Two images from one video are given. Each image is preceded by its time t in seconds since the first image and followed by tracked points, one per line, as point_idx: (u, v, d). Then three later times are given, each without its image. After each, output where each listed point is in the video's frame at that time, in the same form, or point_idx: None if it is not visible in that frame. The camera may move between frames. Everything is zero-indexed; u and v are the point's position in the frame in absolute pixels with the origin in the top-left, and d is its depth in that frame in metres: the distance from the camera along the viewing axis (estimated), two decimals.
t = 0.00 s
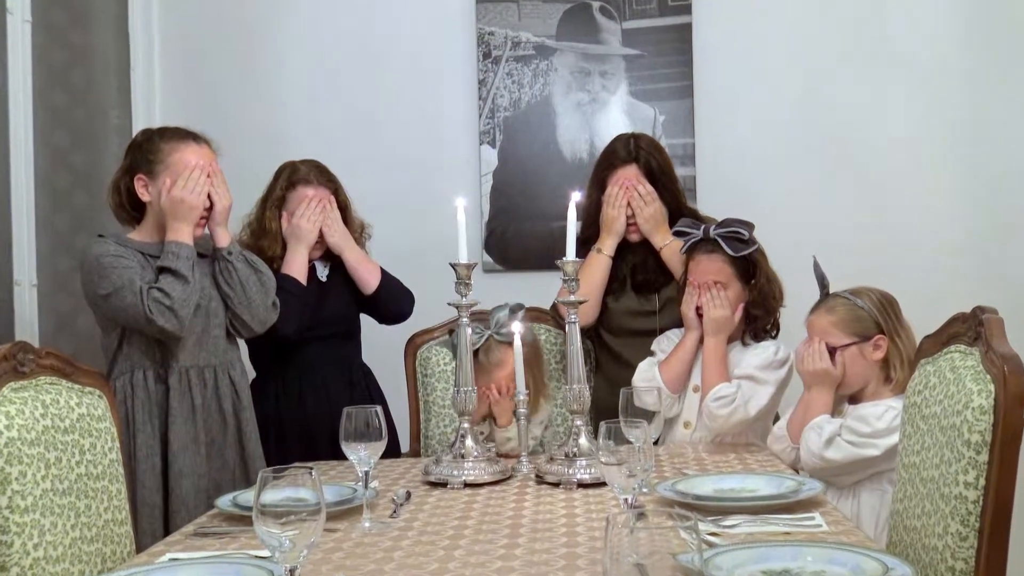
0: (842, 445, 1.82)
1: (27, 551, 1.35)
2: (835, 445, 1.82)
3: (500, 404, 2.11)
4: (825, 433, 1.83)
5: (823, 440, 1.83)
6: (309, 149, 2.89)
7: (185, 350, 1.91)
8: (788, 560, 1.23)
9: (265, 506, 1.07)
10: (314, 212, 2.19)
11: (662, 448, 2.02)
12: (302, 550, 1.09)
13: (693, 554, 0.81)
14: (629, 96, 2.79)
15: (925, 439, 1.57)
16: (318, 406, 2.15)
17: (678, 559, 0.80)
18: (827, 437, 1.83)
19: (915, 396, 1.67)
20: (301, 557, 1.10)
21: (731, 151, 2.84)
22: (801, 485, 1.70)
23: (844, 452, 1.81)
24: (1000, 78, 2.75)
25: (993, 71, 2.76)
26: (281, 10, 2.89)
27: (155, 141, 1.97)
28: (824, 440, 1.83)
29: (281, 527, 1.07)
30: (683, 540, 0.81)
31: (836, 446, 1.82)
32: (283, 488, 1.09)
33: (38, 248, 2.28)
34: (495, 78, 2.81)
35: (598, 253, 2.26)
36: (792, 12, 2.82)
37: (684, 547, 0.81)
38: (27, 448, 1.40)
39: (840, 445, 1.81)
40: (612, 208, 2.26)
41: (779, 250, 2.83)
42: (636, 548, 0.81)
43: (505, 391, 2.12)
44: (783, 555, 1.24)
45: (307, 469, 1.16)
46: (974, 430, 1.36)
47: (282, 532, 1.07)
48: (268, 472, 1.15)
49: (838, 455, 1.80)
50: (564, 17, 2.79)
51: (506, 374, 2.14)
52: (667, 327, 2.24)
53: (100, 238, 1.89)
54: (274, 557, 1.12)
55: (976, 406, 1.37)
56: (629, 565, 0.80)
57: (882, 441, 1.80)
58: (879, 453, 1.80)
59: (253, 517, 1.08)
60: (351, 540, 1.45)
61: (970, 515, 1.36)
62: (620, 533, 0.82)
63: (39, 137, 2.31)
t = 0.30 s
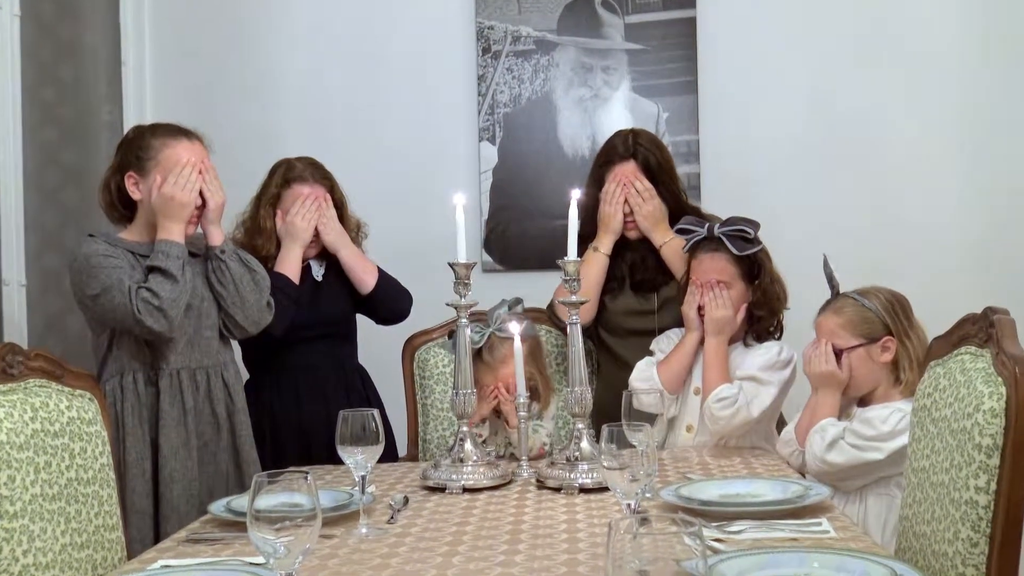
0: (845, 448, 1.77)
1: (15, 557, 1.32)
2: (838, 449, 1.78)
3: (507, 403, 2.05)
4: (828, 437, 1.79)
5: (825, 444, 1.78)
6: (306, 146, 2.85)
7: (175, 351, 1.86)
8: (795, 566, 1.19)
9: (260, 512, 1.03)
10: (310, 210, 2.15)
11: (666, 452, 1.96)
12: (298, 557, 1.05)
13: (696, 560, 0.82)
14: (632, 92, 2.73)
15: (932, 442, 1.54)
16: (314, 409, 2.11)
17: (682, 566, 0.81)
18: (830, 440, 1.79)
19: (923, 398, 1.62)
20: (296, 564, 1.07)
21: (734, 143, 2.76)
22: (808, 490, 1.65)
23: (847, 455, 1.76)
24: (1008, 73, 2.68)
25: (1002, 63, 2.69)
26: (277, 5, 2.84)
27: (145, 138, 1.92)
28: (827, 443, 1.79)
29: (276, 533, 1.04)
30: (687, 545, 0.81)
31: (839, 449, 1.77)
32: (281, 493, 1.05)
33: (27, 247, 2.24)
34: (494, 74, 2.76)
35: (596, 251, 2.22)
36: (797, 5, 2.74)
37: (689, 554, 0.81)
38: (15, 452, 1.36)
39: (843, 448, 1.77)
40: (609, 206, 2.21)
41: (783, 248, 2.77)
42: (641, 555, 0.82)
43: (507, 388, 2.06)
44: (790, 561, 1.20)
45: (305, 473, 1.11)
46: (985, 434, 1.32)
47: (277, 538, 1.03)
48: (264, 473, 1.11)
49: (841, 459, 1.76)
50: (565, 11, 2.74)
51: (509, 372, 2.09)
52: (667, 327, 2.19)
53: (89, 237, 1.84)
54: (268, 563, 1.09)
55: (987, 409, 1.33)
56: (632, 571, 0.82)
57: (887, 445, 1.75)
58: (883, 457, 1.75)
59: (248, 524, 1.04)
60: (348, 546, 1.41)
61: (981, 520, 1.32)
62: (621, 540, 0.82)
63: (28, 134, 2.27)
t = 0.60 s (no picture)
0: (842, 453, 1.72)
1: None
2: (835, 453, 1.73)
3: (503, 406, 1.99)
4: (825, 441, 1.74)
5: (822, 448, 1.74)
6: (302, 141, 2.79)
7: (164, 352, 1.81)
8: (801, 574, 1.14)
9: (252, 516, 1.01)
10: (305, 210, 2.09)
11: (669, 457, 1.91)
12: (290, 562, 1.04)
13: (698, 567, 0.82)
14: (635, 87, 2.68)
15: (944, 447, 1.47)
16: (309, 412, 2.06)
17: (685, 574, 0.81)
18: (827, 445, 1.74)
19: (932, 402, 1.57)
20: (289, 570, 1.05)
21: (736, 140, 2.71)
22: (815, 496, 1.60)
23: (844, 460, 1.71)
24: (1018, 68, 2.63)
25: (1012, 58, 2.63)
26: None
27: (134, 134, 1.88)
28: (824, 447, 1.74)
29: (269, 539, 1.02)
30: (691, 552, 0.81)
31: (836, 454, 1.72)
32: (275, 496, 1.04)
33: (14, 245, 2.20)
34: (494, 68, 2.72)
35: (591, 248, 2.13)
36: None
37: (692, 562, 0.81)
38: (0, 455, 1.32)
39: (839, 452, 1.72)
40: (606, 201, 2.14)
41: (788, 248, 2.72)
42: (643, 563, 0.80)
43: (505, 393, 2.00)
44: (796, 568, 1.16)
45: (299, 476, 1.10)
46: (997, 438, 1.28)
47: (270, 543, 1.01)
48: (257, 478, 1.10)
49: (837, 464, 1.71)
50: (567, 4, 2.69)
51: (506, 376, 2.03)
52: (667, 328, 2.12)
53: (75, 235, 1.80)
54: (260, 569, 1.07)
55: (999, 412, 1.29)
56: None
57: (883, 451, 1.69)
58: (881, 462, 1.70)
59: (240, 529, 1.02)
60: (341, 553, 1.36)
61: (992, 527, 1.27)
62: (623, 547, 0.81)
63: (16, 130, 2.22)
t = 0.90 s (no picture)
0: (860, 456, 1.67)
1: None
2: (853, 457, 1.67)
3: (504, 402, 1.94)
4: (842, 445, 1.68)
5: (839, 452, 1.68)
6: (298, 136, 2.74)
7: (153, 353, 1.77)
8: None
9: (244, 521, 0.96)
10: (302, 208, 2.05)
11: (673, 460, 1.86)
12: (285, 569, 1.00)
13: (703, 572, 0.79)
14: (638, 80, 2.63)
15: (954, 449, 1.44)
16: (304, 413, 2.01)
17: None
18: (844, 449, 1.67)
19: (943, 403, 1.52)
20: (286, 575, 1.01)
21: (740, 136, 2.66)
22: (824, 499, 1.56)
23: (863, 464, 1.66)
24: None
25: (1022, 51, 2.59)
26: None
27: (122, 129, 1.83)
28: (840, 452, 1.67)
29: (262, 545, 0.98)
30: (697, 558, 0.78)
31: (854, 458, 1.67)
32: (267, 501, 0.99)
33: None
34: (493, 61, 2.67)
35: (591, 246, 2.07)
36: None
37: (696, 566, 0.79)
38: None
39: (858, 456, 1.66)
40: (605, 198, 2.08)
41: (793, 245, 2.68)
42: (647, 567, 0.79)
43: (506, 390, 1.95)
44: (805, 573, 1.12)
45: (291, 481, 1.04)
46: (1011, 440, 1.24)
47: (262, 550, 0.97)
48: (250, 481, 1.04)
49: (855, 468, 1.66)
50: None
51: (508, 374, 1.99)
52: (666, 328, 2.04)
53: (62, 234, 1.75)
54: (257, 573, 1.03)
55: (1012, 414, 1.25)
56: None
57: (904, 453, 1.64)
58: (900, 465, 1.65)
59: (234, 534, 0.98)
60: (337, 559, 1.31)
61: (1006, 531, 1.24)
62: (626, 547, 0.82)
63: None
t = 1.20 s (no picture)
0: (891, 460, 1.62)
1: None
2: (884, 460, 1.62)
3: (493, 408, 1.91)
4: (873, 449, 1.62)
5: (870, 456, 1.62)
6: (294, 130, 2.69)
7: (142, 353, 1.73)
8: None
9: (238, 525, 0.95)
10: (300, 205, 2.00)
11: (677, 463, 1.81)
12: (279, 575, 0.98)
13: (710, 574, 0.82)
14: (642, 73, 2.59)
15: (966, 452, 1.36)
16: (300, 414, 1.96)
17: None
18: (874, 452, 1.62)
19: (956, 405, 1.42)
20: None
21: (744, 130, 2.61)
22: (831, 503, 1.51)
23: (895, 468, 1.61)
24: None
25: None
26: None
27: (112, 124, 1.78)
28: (871, 455, 1.62)
29: (257, 549, 0.96)
30: (701, 562, 0.81)
31: (885, 462, 1.62)
32: (261, 504, 0.97)
33: None
34: (493, 53, 2.61)
35: (593, 245, 2.01)
36: None
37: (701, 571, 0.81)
38: None
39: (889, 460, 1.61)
40: (606, 196, 2.02)
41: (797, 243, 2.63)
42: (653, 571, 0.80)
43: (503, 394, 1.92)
44: None
45: (286, 485, 1.03)
46: None
47: (257, 554, 0.95)
48: (243, 485, 1.03)
49: (889, 472, 1.60)
50: None
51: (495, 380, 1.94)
52: (669, 329, 1.99)
53: (49, 231, 1.71)
54: None
55: None
56: None
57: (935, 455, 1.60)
58: (931, 467, 1.61)
59: (226, 538, 0.96)
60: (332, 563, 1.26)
61: (1019, 536, 1.19)
62: (632, 556, 0.82)
63: None
